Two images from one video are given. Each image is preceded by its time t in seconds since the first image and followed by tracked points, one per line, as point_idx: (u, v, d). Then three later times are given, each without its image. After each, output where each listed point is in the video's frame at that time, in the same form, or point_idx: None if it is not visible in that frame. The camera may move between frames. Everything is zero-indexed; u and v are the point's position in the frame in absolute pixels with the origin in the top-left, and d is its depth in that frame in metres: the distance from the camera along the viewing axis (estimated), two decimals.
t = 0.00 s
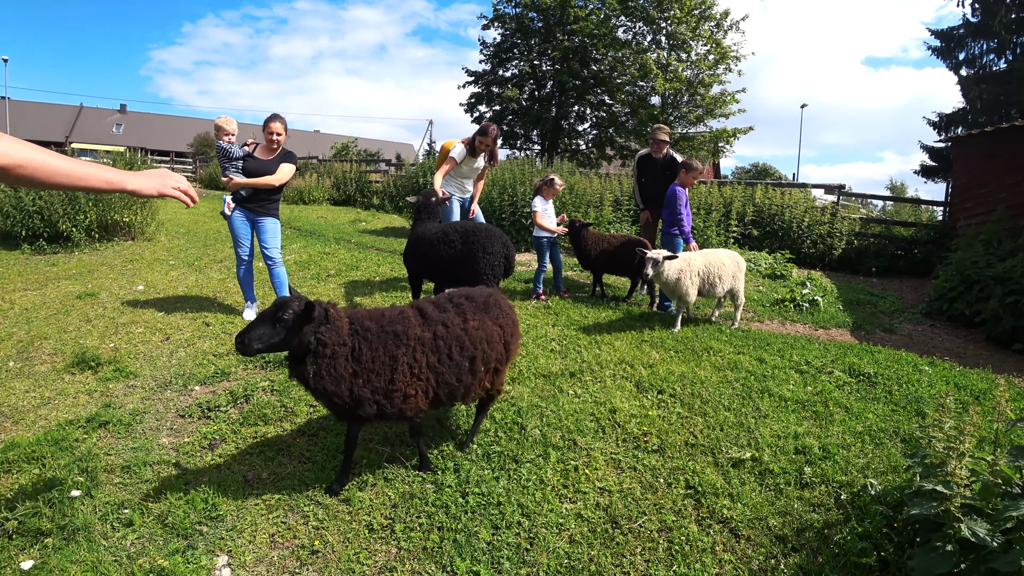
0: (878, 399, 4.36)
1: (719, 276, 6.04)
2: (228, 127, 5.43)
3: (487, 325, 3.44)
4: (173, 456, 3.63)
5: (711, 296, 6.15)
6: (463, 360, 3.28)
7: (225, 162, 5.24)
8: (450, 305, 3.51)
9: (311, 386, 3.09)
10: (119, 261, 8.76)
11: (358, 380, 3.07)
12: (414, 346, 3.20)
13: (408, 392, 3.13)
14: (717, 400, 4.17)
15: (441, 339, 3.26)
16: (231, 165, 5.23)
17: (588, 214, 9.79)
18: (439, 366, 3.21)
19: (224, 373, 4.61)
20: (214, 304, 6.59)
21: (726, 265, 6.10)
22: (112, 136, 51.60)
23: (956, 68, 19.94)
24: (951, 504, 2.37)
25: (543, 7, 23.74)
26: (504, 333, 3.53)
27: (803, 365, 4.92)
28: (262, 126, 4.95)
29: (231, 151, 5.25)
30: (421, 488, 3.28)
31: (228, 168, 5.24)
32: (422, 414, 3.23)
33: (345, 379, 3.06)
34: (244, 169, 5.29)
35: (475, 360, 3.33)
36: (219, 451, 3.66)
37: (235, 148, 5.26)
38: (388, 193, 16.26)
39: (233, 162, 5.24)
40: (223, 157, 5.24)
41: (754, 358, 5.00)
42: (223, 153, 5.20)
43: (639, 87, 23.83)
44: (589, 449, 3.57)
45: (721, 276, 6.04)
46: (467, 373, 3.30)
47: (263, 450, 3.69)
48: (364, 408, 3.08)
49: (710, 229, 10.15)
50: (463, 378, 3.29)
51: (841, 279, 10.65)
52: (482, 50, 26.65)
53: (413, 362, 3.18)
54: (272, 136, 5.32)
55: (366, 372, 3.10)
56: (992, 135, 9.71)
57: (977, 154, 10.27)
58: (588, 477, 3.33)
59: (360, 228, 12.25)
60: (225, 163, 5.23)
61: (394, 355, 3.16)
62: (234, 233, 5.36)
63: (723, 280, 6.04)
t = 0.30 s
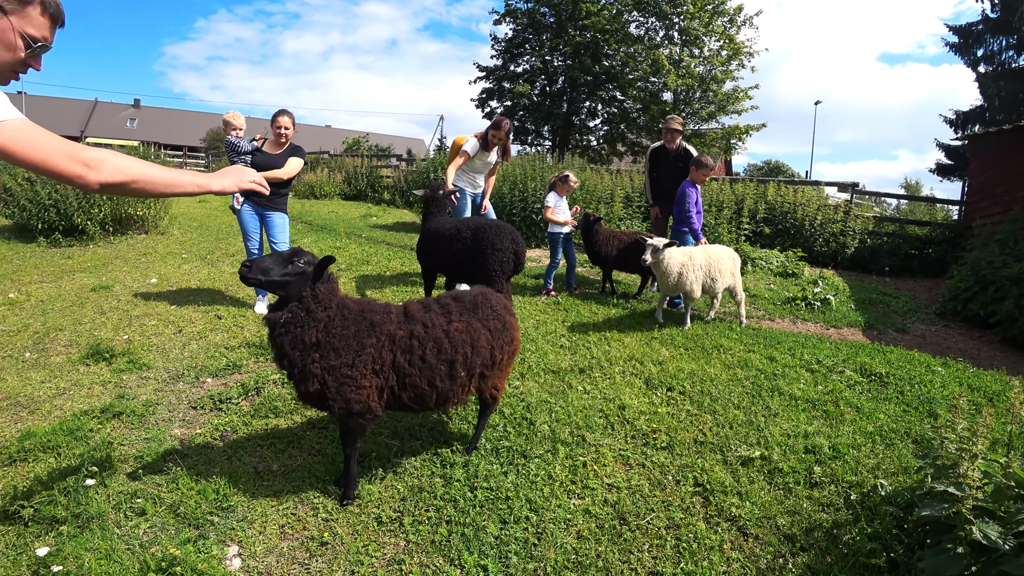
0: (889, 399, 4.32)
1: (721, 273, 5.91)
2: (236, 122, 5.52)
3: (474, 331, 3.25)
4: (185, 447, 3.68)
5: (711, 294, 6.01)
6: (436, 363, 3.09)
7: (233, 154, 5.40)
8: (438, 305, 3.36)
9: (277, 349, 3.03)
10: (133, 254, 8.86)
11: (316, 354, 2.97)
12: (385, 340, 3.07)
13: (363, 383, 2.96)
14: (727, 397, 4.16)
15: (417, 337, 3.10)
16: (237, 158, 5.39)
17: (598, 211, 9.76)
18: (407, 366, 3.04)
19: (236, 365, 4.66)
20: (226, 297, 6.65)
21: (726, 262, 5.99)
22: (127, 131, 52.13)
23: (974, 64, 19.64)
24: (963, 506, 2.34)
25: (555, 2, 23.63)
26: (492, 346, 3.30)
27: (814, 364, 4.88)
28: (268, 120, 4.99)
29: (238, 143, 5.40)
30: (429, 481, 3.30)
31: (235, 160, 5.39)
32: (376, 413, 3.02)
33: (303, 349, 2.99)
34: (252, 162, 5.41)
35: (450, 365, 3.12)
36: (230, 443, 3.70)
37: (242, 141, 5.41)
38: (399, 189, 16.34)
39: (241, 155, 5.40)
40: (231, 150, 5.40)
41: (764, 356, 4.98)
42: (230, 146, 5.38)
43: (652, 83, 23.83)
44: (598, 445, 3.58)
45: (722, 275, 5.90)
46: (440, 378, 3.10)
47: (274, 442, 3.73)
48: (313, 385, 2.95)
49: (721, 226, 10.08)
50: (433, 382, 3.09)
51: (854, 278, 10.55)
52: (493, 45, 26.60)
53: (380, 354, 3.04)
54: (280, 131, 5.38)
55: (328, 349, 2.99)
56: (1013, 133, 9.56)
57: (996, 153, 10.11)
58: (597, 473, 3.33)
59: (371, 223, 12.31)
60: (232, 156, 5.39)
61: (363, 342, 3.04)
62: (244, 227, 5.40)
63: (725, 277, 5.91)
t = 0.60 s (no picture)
0: (896, 400, 4.29)
1: (713, 269, 5.82)
2: (243, 121, 5.54)
3: (477, 331, 3.25)
4: (193, 442, 3.71)
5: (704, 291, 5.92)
6: (439, 365, 3.10)
7: (240, 153, 5.41)
8: (441, 305, 3.35)
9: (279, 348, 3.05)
10: (141, 250, 8.93)
11: (315, 356, 2.98)
12: (385, 342, 3.07)
13: (364, 386, 2.98)
14: (733, 396, 4.15)
15: (419, 339, 3.09)
16: (244, 157, 5.39)
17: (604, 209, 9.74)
18: (409, 369, 3.05)
19: (243, 361, 4.70)
20: (233, 294, 6.69)
21: (716, 258, 5.89)
22: (135, 128, 52.47)
23: (987, 62, 19.42)
24: (971, 507, 2.32)
25: None
26: (494, 345, 3.31)
27: (821, 363, 4.86)
28: (274, 117, 5.03)
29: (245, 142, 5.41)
30: (435, 478, 3.32)
31: (241, 159, 5.39)
32: (376, 414, 3.06)
33: (303, 351, 3.01)
34: (258, 161, 5.42)
35: (451, 367, 3.14)
36: (237, 439, 3.73)
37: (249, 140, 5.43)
38: (405, 186, 16.35)
39: (248, 154, 5.42)
40: (238, 148, 5.41)
41: (770, 355, 4.96)
42: (238, 144, 5.39)
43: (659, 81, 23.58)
44: (603, 443, 3.58)
45: (715, 271, 5.83)
46: (441, 380, 3.12)
47: (281, 438, 3.75)
48: (313, 387, 2.97)
49: (728, 225, 10.04)
50: (434, 384, 3.11)
51: (862, 277, 10.47)
52: (500, 42, 26.57)
53: (380, 357, 3.04)
54: (286, 128, 5.40)
55: (329, 351, 3.00)
56: None
57: (1009, 151, 10.01)
58: (602, 471, 3.34)
59: (378, 220, 12.34)
60: (239, 155, 5.40)
61: (363, 345, 3.04)
62: (250, 223, 5.43)
63: (717, 273, 5.82)
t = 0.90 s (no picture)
0: (900, 400, 4.28)
1: (703, 269, 5.72)
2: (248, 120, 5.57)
3: (484, 331, 3.25)
4: (197, 440, 3.73)
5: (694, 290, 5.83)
6: (445, 366, 3.10)
7: (245, 152, 5.42)
8: (446, 305, 3.34)
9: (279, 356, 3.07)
10: (146, 249, 8.96)
11: (315, 362, 2.99)
12: (387, 344, 3.06)
13: (365, 388, 2.99)
14: (736, 396, 4.15)
15: (424, 340, 3.09)
16: (249, 156, 5.39)
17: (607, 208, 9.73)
18: (414, 370, 3.05)
19: (247, 360, 4.72)
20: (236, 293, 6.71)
21: (711, 258, 5.76)
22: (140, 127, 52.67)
23: (992, 61, 19.33)
24: (974, 508, 2.32)
25: None
26: (502, 345, 3.32)
27: (825, 363, 4.85)
28: (278, 117, 5.07)
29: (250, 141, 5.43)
30: (438, 477, 3.32)
31: (246, 158, 5.39)
32: (380, 414, 3.07)
33: (303, 357, 3.02)
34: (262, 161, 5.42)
35: (457, 367, 3.14)
36: (241, 437, 3.75)
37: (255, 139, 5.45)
38: (408, 186, 16.38)
39: (253, 153, 5.42)
40: (243, 147, 5.42)
41: (774, 355, 4.95)
42: (243, 143, 5.41)
43: (664, 80, 23.66)
44: (606, 443, 3.58)
45: (707, 272, 5.72)
46: (448, 380, 3.12)
47: (285, 437, 3.76)
48: (316, 391, 2.99)
49: (732, 224, 10.02)
50: (441, 384, 3.12)
51: (866, 277, 10.44)
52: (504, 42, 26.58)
53: (383, 359, 3.04)
54: (291, 128, 5.43)
55: (330, 355, 3.00)
56: None
57: (1014, 151, 9.96)
58: (605, 471, 3.34)
59: (381, 219, 12.35)
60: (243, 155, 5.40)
61: (364, 349, 3.03)
62: (254, 223, 5.43)
63: (707, 274, 5.71)
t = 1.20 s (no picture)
0: (902, 401, 4.27)
1: (696, 269, 5.62)
2: (250, 121, 5.58)
3: (490, 335, 3.26)
4: (199, 439, 3.73)
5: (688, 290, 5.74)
6: (447, 369, 3.10)
7: (248, 152, 5.35)
8: (451, 307, 3.34)
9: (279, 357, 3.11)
10: (148, 249, 8.98)
11: (313, 362, 3.00)
12: (386, 345, 3.06)
13: (363, 389, 2.99)
14: (738, 397, 4.14)
15: (427, 342, 3.09)
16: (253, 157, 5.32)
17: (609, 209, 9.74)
18: (416, 372, 3.06)
19: (249, 360, 4.74)
20: (238, 293, 6.73)
21: (706, 259, 5.66)
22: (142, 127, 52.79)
23: (996, 62, 19.27)
24: (976, 510, 2.31)
25: None
26: (507, 349, 3.32)
27: (827, 365, 4.84)
28: (282, 118, 5.11)
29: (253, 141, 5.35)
30: (439, 477, 3.33)
31: (249, 159, 5.33)
32: (380, 415, 3.08)
33: (301, 358, 3.03)
34: (266, 161, 5.37)
35: (460, 370, 3.14)
36: (243, 437, 3.75)
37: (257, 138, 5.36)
38: (411, 187, 16.42)
39: (256, 153, 5.35)
40: (246, 147, 5.35)
41: (776, 356, 4.94)
42: (246, 144, 5.33)
43: (666, 80, 23.63)
44: (608, 443, 3.59)
45: (698, 271, 5.60)
46: (450, 383, 3.13)
47: (287, 437, 3.77)
48: (314, 391, 3.01)
49: (734, 225, 10.01)
50: (443, 387, 3.12)
51: (869, 278, 10.41)
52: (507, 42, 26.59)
53: (382, 360, 3.04)
54: (294, 129, 5.47)
55: (329, 356, 3.01)
56: None
57: (1017, 152, 9.94)
58: (606, 471, 3.34)
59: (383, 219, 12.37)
60: (247, 155, 5.33)
61: (363, 351, 3.03)
62: (258, 223, 5.43)
63: (700, 274, 5.61)
